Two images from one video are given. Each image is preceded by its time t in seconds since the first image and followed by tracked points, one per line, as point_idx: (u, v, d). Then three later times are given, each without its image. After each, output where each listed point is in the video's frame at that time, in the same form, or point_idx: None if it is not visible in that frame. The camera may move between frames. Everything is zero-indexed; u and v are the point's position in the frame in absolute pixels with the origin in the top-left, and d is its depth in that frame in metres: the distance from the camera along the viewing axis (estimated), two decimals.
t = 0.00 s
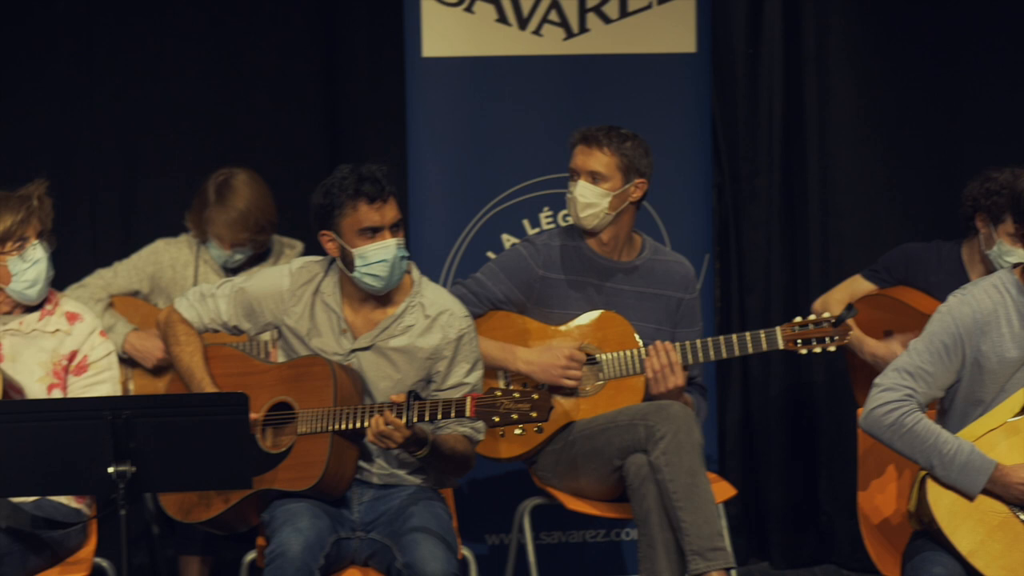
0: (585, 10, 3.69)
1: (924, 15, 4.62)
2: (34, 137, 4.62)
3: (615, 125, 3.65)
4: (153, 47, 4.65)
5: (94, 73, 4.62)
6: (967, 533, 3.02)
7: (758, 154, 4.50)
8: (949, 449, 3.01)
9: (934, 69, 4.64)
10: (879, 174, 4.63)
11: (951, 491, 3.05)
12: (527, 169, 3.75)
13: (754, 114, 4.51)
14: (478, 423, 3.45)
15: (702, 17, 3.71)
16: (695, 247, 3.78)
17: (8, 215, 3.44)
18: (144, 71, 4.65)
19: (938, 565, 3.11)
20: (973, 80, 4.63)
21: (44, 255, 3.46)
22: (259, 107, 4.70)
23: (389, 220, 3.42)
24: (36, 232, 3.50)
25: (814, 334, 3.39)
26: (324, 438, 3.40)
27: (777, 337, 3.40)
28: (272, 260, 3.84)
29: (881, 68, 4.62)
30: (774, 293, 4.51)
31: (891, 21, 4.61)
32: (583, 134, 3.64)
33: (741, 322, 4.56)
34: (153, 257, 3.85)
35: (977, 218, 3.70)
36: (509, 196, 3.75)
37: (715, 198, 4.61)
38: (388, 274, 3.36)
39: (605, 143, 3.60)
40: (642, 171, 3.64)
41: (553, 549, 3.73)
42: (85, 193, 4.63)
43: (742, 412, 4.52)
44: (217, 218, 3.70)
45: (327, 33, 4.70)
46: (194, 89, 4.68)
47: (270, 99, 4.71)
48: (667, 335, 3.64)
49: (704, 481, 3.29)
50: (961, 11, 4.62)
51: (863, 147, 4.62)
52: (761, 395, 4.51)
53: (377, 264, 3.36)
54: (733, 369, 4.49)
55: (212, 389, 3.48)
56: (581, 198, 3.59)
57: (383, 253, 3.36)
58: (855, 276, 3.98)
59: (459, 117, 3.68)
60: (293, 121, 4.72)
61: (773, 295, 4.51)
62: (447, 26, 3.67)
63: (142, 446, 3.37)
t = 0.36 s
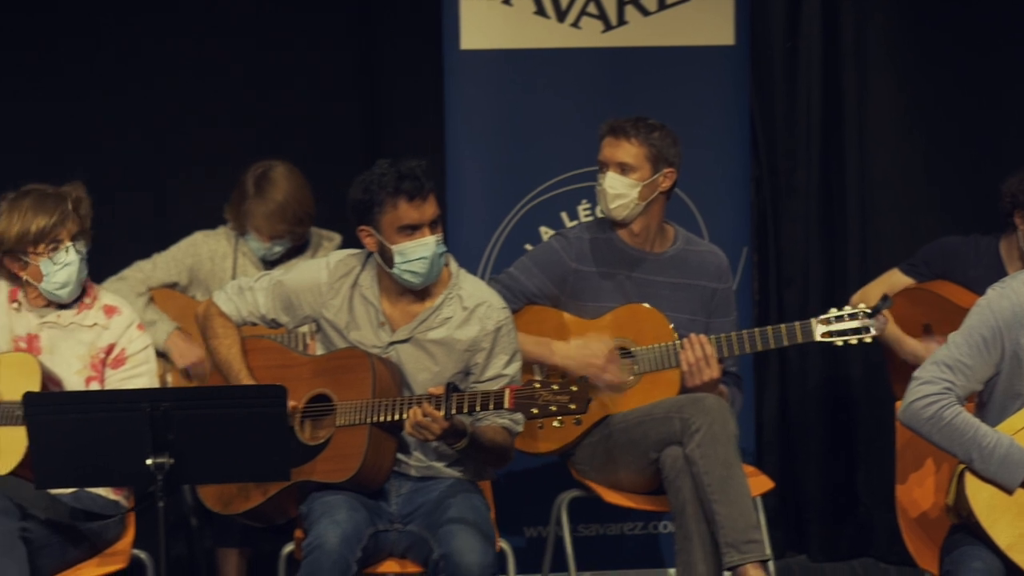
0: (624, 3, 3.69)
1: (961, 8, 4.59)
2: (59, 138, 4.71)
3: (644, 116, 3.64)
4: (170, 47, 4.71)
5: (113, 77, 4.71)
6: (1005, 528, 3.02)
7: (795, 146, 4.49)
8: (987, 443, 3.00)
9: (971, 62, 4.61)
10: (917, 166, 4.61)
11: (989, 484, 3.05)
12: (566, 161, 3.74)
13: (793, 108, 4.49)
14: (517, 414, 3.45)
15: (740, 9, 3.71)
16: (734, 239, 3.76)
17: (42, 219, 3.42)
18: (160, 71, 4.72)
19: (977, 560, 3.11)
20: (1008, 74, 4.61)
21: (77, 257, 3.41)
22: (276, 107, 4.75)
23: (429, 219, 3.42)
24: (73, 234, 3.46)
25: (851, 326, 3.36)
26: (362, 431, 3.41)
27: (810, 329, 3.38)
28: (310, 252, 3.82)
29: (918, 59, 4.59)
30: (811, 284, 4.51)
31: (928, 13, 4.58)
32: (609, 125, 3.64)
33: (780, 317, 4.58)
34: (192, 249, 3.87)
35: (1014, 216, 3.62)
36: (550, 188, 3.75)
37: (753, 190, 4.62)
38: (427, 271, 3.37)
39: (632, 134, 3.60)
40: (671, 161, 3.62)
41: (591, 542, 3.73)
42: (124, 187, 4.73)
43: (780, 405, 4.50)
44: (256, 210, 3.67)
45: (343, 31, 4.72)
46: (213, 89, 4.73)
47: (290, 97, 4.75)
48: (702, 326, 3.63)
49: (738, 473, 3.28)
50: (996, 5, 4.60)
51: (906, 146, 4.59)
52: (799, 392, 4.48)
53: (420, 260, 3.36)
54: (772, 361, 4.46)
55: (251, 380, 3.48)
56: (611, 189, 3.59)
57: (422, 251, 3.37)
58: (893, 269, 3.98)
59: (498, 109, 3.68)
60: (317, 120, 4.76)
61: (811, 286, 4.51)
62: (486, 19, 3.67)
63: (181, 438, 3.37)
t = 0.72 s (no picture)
0: None
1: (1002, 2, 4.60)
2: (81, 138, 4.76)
3: (685, 114, 3.60)
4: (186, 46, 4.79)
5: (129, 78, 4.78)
6: None
7: (831, 141, 4.46)
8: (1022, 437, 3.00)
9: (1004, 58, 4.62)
10: (953, 160, 4.60)
11: None
12: (601, 154, 3.74)
13: (829, 103, 4.45)
14: (552, 407, 3.46)
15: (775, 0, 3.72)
16: (770, 233, 3.76)
17: (71, 203, 3.43)
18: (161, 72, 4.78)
19: (1012, 555, 3.16)
20: None
21: (100, 247, 3.41)
22: (278, 106, 4.82)
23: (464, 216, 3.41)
24: (101, 222, 3.45)
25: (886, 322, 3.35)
26: (397, 424, 3.41)
27: (847, 326, 3.37)
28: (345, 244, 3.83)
29: (953, 54, 4.57)
30: (848, 275, 4.49)
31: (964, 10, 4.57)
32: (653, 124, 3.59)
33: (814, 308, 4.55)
34: (228, 242, 3.92)
35: None
36: (587, 180, 3.74)
37: (788, 184, 4.57)
38: (464, 267, 3.38)
39: (676, 133, 3.55)
40: (712, 160, 3.59)
41: (627, 535, 3.73)
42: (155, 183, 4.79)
43: (817, 402, 4.47)
44: (291, 202, 3.64)
45: (357, 27, 4.80)
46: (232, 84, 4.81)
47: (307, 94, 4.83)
48: (740, 321, 3.61)
49: (774, 468, 3.29)
50: None
51: (941, 142, 4.58)
52: (835, 386, 4.47)
53: (456, 259, 3.37)
54: (807, 356, 4.43)
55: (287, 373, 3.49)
56: (653, 189, 3.55)
57: (458, 248, 3.37)
58: (927, 263, 3.97)
59: (534, 102, 3.68)
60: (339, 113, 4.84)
61: (848, 277, 4.49)
62: (521, 11, 3.67)
63: (216, 431, 3.37)
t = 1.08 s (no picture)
0: None
1: None
2: (95, 143, 4.70)
3: (721, 106, 3.62)
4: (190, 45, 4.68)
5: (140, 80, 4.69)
6: None
7: (868, 131, 4.50)
8: None
9: None
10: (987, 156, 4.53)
11: None
12: (635, 147, 3.74)
13: (865, 96, 4.50)
14: (586, 401, 3.41)
15: None
16: (804, 227, 3.75)
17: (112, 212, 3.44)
18: (160, 72, 4.70)
19: None
20: None
21: (138, 256, 3.42)
22: (280, 106, 4.72)
23: (494, 194, 3.41)
24: (140, 230, 3.45)
25: (923, 312, 3.34)
26: (432, 417, 3.41)
27: (883, 316, 3.36)
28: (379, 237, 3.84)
29: (987, 49, 4.51)
30: (882, 269, 4.50)
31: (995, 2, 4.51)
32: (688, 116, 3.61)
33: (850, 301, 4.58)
34: (261, 237, 3.92)
35: None
36: (622, 173, 3.75)
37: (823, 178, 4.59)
38: (497, 249, 3.36)
39: (712, 124, 3.57)
40: (748, 152, 3.60)
41: (661, 528, 3.75)
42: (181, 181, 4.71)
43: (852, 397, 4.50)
44: (325, 194, 3.67)
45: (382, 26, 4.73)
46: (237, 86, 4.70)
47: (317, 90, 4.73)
48: (774, 313, 3.61)
49: (808, 456, 3.30)
50: None
51: (971, 139, 4.52)
52: (869, 375, 4.48)
53: (488, 238, 3.35)
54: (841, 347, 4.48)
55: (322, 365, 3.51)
56: (690, 180, 3.56)
57: (491, 229, 3.35)
58: (960, 257, 3.95)
59: (569, 95, 3.69)
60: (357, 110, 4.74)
61: (882, 271, 4.50)
62: (557, 4, 3.69)
63: (251, 424, 3.38)
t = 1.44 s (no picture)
0: None
1: None
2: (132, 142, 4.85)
3: (761, 102, 3.61)
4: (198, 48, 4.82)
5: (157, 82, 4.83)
6: None
7: (906, 124, 4.50)
8: None
9: None
10: None
11: None
12: (673, 140, 3.77)
13: (903, 88, 4.50)
14: (625, 395, 3.42)
15: None
16: (842, 221, 3.78)
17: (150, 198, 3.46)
18: (172, 72, 4.83)
19: None
20: None
21: (178, 241, 3.43)
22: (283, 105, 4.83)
23: (521, 200, 3.35)
24: (179, 216, 3.47)
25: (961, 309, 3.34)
26: (470, 411, 3.40)
27: (921, 312, 3.36)
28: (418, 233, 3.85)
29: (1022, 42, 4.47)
30: (921, 264, 4.52)
31: None
32: (729, 111, 3.60)
33: (888, 297, 4.61)
34: (300, 230, 3.95)
35: None
36: (661, 167, 3.78)
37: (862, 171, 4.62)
38: (515, 254, 3.35)
39: (753, 120, 3.56)
40: (787, 148, 3.60)
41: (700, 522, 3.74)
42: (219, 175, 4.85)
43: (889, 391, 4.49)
44: (365, 189, 3.68)
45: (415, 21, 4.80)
46: (238, 91, 4.83)
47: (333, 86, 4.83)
48: (813, 308, 3.61)
49: (847, 456, 3.29)
50: None
51: (1008, 123, 4.48)
52: (909, 369, 4.49)
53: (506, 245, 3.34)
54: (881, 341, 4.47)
55: (361, 360, 3.50)
56: (729, 176, 3.56)
57: (510, 234, 3.35)
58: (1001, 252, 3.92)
59: (608, 88, 3.74)
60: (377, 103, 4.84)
61: (921, 266, 4.52)
62: None
63: (288, 417, 3.37)
